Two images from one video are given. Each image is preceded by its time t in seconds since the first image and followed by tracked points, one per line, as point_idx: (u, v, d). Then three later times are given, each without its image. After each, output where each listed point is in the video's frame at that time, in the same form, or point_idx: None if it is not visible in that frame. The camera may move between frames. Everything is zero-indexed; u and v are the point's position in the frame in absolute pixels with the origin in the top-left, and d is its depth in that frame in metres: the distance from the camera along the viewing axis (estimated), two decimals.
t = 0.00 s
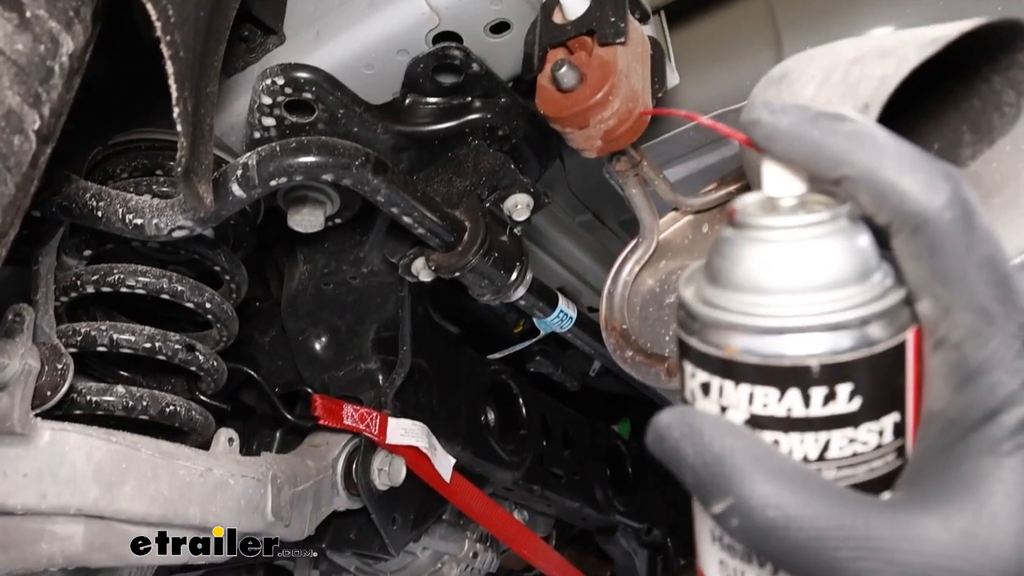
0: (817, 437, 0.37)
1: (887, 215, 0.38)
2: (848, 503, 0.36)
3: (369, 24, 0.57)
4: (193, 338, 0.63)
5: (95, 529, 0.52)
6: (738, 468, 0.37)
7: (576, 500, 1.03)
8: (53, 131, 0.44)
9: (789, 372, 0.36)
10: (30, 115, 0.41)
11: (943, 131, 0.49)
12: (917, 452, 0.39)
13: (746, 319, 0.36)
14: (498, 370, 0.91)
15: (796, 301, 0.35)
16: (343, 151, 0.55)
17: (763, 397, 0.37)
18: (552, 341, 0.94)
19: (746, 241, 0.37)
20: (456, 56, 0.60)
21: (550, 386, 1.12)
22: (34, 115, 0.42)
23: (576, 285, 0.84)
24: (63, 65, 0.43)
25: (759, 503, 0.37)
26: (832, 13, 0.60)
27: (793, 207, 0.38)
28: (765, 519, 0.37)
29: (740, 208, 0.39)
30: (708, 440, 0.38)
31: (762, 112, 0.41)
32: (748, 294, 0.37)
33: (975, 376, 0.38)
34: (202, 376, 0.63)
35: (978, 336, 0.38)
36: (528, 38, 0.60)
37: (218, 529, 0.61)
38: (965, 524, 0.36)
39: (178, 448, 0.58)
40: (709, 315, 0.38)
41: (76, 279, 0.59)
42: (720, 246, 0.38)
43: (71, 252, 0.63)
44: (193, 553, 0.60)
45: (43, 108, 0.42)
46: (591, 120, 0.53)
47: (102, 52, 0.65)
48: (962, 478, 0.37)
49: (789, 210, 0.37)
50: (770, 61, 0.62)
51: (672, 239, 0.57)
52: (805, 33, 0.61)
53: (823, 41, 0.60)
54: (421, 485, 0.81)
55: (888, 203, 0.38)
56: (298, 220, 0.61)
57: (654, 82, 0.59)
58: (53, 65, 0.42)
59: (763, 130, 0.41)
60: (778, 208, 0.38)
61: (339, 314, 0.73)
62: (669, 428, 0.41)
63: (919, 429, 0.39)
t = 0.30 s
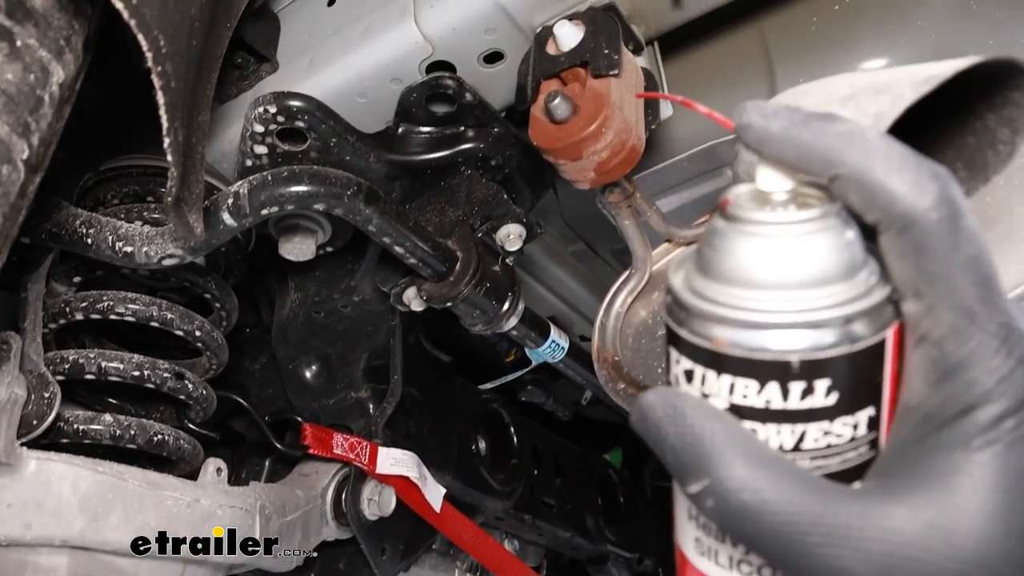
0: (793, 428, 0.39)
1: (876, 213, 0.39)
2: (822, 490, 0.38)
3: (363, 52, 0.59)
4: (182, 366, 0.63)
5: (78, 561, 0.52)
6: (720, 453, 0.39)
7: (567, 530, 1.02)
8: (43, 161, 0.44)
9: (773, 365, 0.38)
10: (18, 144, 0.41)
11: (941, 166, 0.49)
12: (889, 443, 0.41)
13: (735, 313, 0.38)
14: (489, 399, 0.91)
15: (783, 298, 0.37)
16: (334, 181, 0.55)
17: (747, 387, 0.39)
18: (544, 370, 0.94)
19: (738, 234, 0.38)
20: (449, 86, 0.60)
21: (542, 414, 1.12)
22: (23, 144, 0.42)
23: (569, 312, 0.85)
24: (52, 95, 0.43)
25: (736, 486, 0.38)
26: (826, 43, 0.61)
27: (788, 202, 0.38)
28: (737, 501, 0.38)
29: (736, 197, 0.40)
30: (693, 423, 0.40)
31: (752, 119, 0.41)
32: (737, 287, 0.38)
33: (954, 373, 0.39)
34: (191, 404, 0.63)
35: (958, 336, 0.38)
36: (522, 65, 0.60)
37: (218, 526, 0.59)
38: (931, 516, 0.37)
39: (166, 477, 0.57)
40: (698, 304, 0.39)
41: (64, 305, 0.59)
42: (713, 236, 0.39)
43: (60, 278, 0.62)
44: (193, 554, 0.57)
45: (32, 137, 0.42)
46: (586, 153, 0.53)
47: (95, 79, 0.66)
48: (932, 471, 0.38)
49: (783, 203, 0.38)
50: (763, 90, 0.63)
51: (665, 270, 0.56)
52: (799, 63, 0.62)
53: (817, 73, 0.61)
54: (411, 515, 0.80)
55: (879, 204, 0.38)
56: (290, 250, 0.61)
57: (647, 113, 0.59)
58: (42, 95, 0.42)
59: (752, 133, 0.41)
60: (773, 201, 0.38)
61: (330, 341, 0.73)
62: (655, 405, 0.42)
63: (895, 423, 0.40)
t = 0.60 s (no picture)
0: (794, 466, 0.39)
1: (883, 253, 0.40)
2: (825, 526, 0.38)
3: (365, 82, 0.60)
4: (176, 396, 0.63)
5: None
6: (721, 485, 0.38)
7: (560, 559, 1.01)
8: (43, 195, 0.44)
9: (775, 403, 0.38)
10: (19, 180, 0.42)
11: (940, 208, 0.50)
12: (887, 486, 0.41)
13: (737, 348, 0.38)
14: (483, 428, 0.91)
15: (785, 337, 0.37)
16: (333, 214, 0.56)
17: (748, 424, 0.39)
18: (538, 400, 0.94)
19: (742, 271, 0.38)
20: (447, 118, 0.61)
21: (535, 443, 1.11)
22: (23, 179, 0.42)
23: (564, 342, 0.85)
24: (53, 130, 0.43)
25: (739, 517, 0.38)
26: (822, 79, 0.63)
27: (792, 243, 0.39)
28: (739, 531, 0.38)
29: (740, 236, 0.40)
30: (694, 454, 0.39)
31: (763, 164, 0.42)
32: (739, 325, 0.38)
33: (954, 413, 0.40)
34: (184, 434, 0.63)
35: (962, 375, 0.39)
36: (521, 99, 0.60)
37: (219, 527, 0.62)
38: (931, 556, 0.38)
39: (160, 510, 0.58)
40: (699, 339, 0.39)
41: (59, 334, 0.59)
42: (716, 273, 0.39)
43: (55, 307, 0.63)
44: (194, 552, 0.60)
45: (33, 172, 0.42)
46: (583, 188, 0.54)
47: (97, 113, 0.66)
48: (933, 512, 0.39)
49: (787, 244, 0.39)
50: (759, 124, 0.64)
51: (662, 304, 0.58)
52: (795, 98, 0.63)
53: (812, 109, 0.63)
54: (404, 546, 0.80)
55: (886, 242, 0.40)
56: (286, 280, 0.62)
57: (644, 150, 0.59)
58: (44, 130, 0.43)
59: (765, 175, 0.42)
60: (777, 242, 0.39)
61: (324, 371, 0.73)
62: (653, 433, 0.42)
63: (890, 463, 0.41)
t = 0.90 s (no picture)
0: (806, 489, 0.40)
1: (909, 280, 0.41)
2: (838, 549, 0.38)
3: (368, 112, 0.61)
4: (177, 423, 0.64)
5: None
6: (737, 508, 0.39)
7: None
8: (54, 228, 0.45)
9: (790, 422, 0.38)
10: (33, 215, 0.42)
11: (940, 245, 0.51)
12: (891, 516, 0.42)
13: (751, 364, 0.38)
14: (480, 455, 0.92)
15: (797, 356, 0.37)
16: (336, 245, 0.57)
17: (763, 443, 0.39)
18: (535, 427, 0.94)
19: (759, 291, 0.39)
20: (448, 149, 0.62)
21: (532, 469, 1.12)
22: (37, 215, 0.43)
23: (560, 369, 0.85)
24: (65, 164, 0.44)
25: (754, 538, 0.38)
26: (818, 111, 0.64)
27: (810, 267, 0.39)
28: (755, 552, 0.38)
29: (758, 257, 0.41)
30: (710, 474, 0.40)
31: (793, 186, 0.44)
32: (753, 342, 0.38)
33: (968, 442, 0.41)
34: (185, 461, 0.63)
35: (980, 403, 0.40)
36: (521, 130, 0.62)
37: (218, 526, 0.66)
38: None
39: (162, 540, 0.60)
40: (713, 354, 0.40)
41: (62, 360, 0.60)
42: (733, 291, 0.40)
43: (57, 333, 0.63)
44: (193, 552, 0.63)
45: (46, 208, 0.43)
46: (584, 222, 0.56)
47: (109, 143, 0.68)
48: (946, 535, 0.39)
49: (804, 268, 0.39)
50: (756, 155, 0.66)
51: (661, 333, 0.60)
52: (792, 130, 0.65)
53: (807, 142, 0.64)
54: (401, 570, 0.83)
55: (911, 268, 0.41)
56: (289, 310, 0.63)
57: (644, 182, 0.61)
58: (56, 165, 0.44)
59: (796, 199, 0.43)
60: (794, 265, 0.39)
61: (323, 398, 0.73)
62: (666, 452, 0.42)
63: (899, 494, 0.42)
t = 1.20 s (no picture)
0: (832, 505, 0.39)
1: (944, 303, 0.41)
2: (866, 568, 0.37)
3: (368, 134, 0.63)
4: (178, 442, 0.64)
5: None
6: (763, 520, 0.37)
7: None
8: (59, 253, 0.45)
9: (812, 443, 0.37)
10: (42, 239, 0.42)
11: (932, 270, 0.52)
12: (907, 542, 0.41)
13: (780, 378, 0.37)
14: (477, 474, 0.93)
15: (827, 371, 0.36)
16: (337, 267, 0.58)
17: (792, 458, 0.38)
18: (532, 447, 0.95)
19: (789, 306, 0.38)
20: (449, 172, 0.62)
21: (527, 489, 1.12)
22: (46, 238, 0.42)
23: (557, 390, 0.87)
24: (74, 188, 0.45)
25: (785, 551, 0.36)
26: (815, 134, 0.65)
27: (842, 285, 0.39)
28: (787, 566, 0.36)
29: (790, 274, 0.40)
30: (735, 485, 0.37)
31: (834, 211, 0.42)
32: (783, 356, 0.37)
33: (991, 463, 0.41)
34: (185, 480, 0.64)
35: (1006, 425, 0.40)
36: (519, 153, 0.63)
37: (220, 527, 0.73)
38: None
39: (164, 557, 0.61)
40: (740, 364, 0.39)
41: (63, 380, 0.61)
42: (763, 305, 0.39)
43: (59, 352, 0.64)
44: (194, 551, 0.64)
45: (55, 231, 0.43)
46: (585, 245, 0.56)
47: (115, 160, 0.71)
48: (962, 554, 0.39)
49: (837, 286, 0.39)
50: (751, 179, 0.67)
51: (658, 355, 0.62)
52: (788, 154, 0.65)
53: (802, 164, 0.64)
54: None
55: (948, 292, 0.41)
56: (290, 330, 0.64)
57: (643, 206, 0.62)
58: (66, 189, 0.44)
59: (832, 222, 0.42)
60: (827, 282, 0.39)
61: (322, 418, 0.74)
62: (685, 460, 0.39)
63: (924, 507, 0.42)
